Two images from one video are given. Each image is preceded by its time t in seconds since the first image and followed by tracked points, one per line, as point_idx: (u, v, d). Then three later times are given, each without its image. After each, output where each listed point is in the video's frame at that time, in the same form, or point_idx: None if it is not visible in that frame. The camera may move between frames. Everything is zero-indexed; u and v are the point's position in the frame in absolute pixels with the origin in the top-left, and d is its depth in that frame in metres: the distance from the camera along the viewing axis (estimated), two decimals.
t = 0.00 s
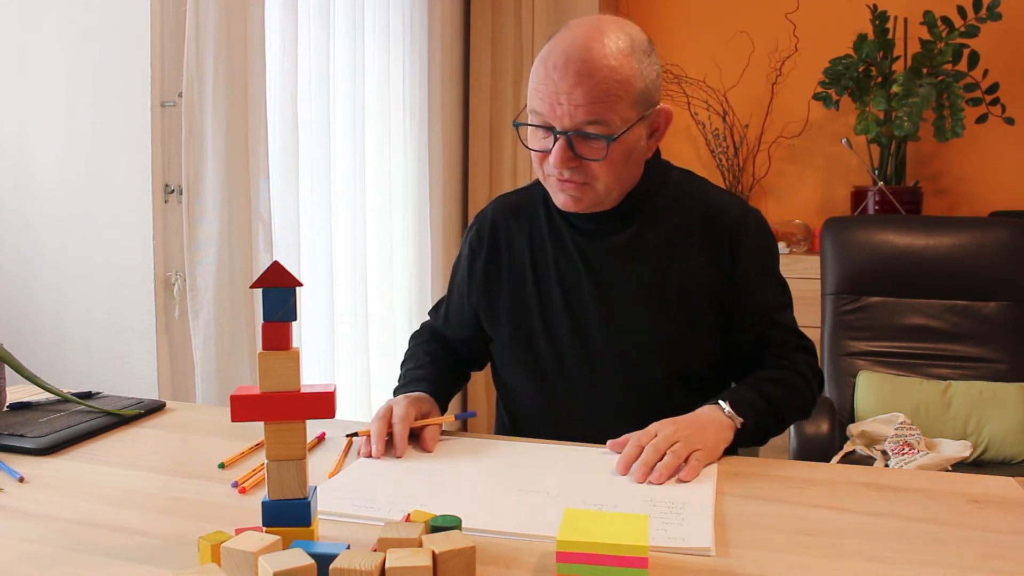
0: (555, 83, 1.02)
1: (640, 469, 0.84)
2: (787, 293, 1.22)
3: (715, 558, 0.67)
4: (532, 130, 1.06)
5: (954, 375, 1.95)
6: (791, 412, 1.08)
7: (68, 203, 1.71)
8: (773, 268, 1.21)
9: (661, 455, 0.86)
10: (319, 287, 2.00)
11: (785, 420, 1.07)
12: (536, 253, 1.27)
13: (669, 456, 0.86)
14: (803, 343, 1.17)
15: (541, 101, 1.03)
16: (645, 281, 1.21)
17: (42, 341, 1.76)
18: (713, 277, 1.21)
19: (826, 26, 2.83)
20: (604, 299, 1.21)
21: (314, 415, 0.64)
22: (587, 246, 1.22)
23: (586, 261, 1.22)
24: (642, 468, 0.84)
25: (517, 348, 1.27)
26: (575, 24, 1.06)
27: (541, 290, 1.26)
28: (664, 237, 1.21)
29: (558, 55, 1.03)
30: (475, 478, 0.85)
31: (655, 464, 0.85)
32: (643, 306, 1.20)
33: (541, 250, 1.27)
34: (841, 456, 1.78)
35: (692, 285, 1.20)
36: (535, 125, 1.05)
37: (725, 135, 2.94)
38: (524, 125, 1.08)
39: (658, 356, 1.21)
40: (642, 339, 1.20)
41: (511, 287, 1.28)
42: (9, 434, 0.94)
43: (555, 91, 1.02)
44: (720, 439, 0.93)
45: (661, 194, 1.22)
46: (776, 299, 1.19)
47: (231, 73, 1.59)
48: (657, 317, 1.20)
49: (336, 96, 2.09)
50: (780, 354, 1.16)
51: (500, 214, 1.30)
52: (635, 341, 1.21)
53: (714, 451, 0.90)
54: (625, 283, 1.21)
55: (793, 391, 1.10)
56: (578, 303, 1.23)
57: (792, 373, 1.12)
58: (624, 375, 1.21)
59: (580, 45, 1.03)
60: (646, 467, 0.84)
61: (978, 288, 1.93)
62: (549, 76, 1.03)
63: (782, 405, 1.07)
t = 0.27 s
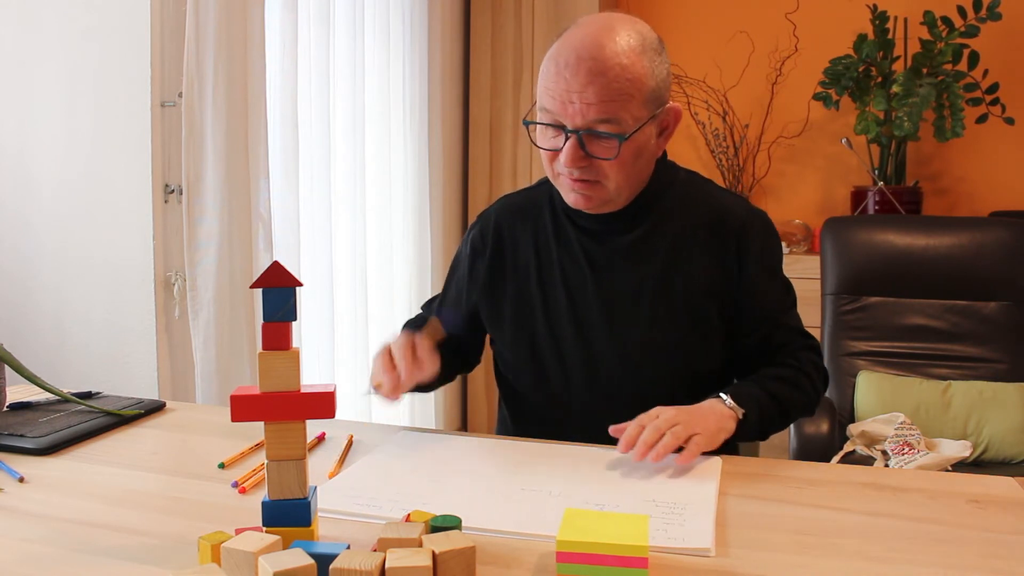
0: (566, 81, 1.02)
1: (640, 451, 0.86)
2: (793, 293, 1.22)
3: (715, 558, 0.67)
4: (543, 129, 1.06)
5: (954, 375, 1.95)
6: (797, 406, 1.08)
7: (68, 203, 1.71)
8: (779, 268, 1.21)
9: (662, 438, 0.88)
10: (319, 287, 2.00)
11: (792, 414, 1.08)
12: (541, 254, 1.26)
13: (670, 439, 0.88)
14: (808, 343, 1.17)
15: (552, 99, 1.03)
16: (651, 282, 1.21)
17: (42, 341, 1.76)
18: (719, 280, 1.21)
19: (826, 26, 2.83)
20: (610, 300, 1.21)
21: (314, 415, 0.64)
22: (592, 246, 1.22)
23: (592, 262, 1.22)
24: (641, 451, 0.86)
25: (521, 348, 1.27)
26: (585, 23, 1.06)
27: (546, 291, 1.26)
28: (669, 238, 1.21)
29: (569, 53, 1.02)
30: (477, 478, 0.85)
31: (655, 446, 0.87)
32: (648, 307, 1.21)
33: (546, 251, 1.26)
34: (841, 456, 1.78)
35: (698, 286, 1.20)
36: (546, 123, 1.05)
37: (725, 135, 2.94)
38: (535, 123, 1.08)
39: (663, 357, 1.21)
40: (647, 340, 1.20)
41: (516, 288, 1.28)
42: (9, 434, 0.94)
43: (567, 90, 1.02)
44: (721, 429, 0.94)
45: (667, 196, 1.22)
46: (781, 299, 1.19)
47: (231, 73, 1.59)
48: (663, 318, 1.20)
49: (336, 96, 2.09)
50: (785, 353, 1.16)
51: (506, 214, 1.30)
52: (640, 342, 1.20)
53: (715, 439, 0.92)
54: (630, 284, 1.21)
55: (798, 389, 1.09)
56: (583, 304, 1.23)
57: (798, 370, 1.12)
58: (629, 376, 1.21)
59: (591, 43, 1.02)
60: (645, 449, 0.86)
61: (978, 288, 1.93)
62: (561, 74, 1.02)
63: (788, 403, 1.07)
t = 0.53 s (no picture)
0: (571, 80, 1.01)
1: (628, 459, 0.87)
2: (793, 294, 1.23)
3: (715, 559, 0.67)
4: (546, 127, 1.06)
5: (954, 375, 1.95)
6: (791, 413, 1.11)
7: (68, 203, 1.71)
8: (779, 270, 1.22)
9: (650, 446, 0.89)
10: (319, 287, 2.00)
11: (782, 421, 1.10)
12: (543, 254, 1.26)
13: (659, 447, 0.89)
14: (807, 345, 1.18)
15: (557, 97, 1.03)
16: (654, 282, 1.21)
17: (42, 341, 1.76)
18: (721, 282, 1.22)
19: (826, 26, 2.83)
20: (612, 301, 1.21)
21: (314, 415, 0.64)
22: (595, 246, 1.22)
23: (594, 262, 1.22)
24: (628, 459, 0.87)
25: (523, 348, 1.26)
26: (589, 21, 1.06)
27: (548, 291, 1.26)
28: (672, 239, 1.21)
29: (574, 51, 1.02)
30: (477, 478, 0.85)
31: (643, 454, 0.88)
32: (650, 309, 1.21)
33: (548, 251, 1.26)
34: (841, 456, 1.78)
35: (699, 287, 1.21)
36: (550, 122, 1.04)
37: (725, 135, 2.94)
38: (538, 121, 1.07)
39: (665, 359, 1.21)
40: (649, 340, 1.21)
41: (518, 288, 1.27)
42: (9, 434, 0.94)
43: (572, 88, 1.01)
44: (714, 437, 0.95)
45: (669, 197, 1.22)
46: (782, 300, 1.20)
47: (231, 73, 1.59)
48: (665, 318, 1.21)
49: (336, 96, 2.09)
50: (785, 356, 1.17)
51: (507, 213, 1.29)
52: (643, 342, 1.21)
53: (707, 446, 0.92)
54: (633, 284, 1.21)
55: (794, 394, 1.12)
56: (586, 304, 1.23)
57: (794, 375, 1.14)
58: (630, 376, 1.21)
59: (596, 42, 1.02)
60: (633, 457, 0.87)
61: (978, 288, 1.93)
62: (566, 73, 1.02)
63: (781, 407, 1.10)
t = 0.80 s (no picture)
0: (568, 86, 1.01)
1: (629, 460, 0.87)
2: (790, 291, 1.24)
3: (715, 558, 0.67)
4: (542, 134, 1.05)
5: (954, 375, 1.95)
6: (793, 410, 1.11)
7: (68, 204, 1.71)
8: (777, 268, 1.23)
9: (651, 446, 0.89)
10: (318, 287, 2.00)
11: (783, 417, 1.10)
12: (540, 257, 1.25)
13: (660, 448, 0.88)
14: (805, 342, 1.19)
15: (553, 104, 1.02)
16: (653, 284, 1.21)
17: (42, 341, 1.76)
18: (719, 281, 1.22)
19: (826, 26, 2.83)
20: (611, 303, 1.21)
21: (314, 415, 0.64)
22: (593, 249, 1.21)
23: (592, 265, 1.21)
24: (629, 460, 0.87)
25: (522, 351, 1.25)
26: (583, 26, 1.05)
27: (546, 294, 1.25)
28: (670, 240, 1.21)
29: (570, 57, 1.01)
30: (477, 478, 0.85)
31: (644, 455, 0.87)
32: (650, 310, 1.21)
33: (545, 254, 1.25)
34: (841, 456, 1.78)
35: (697, 287, 1.21)
36: (546, 129, 1.04)
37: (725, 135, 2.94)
38: (533, 128, 1.07)
39: (665, 360, 1.21)
40: (649, 342, 1.20)
41: (515, 292, 1.26)
42: (9, 434, 0.94)
43: (568, 95, 1.01)
44: (715, 440, 0.95)
45: (666, 198, 1.22)
46: (781, 298, 1.21)
47: (231, 73, 1.59)
48: (665, 320, 1.21)
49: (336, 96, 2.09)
50: (786, 355, 1.18)
51: (502, 215, 1.28)
52: (642, 344, 1.21)
53: (708, 447, 0.92)
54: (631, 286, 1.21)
55: (795, 392, 1.12)
56: (584, 307, 1.22)
57: (793, 373, 1.15)
58: (631, 378, 1.21)
59: (591, 47, 1.02)
60: (634, 458, 0.87)
61: (977, 288, 1.93)
62: (562, 79, 1.01)
63: (782, 406, 1.10)
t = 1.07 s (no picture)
0: (572, 91, 1.00)
1: (630, 460, 0.87)
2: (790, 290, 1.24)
3: (715, 559, 0.67)
4: (544, 137, 1.05)
5: (954, 375, 1.95)
6: (793, 409, 1.12)
7: (69, 204, 1.71)
8: (777, 268, 1.23)
9: (651, 446, 0.89)
10: (318, 286, 2.00)
11: (783, 417, 1.10)
12: (538, 258, 1.25)
13: (661, 448, 0.88)
14: (804, 343, 1.19)
15: (557, 108, 1.02)
16: (651, 284, 1.21)
17: (42, 341, 1.76)
18: (718, 281, 1.22)
19: (826, 26, 2.83)
20: (609, 304, 1.21)
21: (315, 415, 0.64)
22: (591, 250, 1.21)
23: (591, 266, 1.21)
24: (630, 461, 0.87)
25: (521, 353, 1.25)
26: (588, 29, 1.05)
27: (544, 295, 1.25)
28: (669, 241, 1.21)
29: (576, 61, 1.01)
30: (477, 478, 0.84)
31: (645, 455, 0.87)
32: (649, 311, 1.21)
33: (543, 255, 1.25)
34: (841, 456, 1.78)
35: (696, 288, 1.21)
36: (548, 133, 1.03)
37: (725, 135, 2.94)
38: (535, 130, 1.07)
39: (664, 360, 1.21)
40: (648, 343, 1.21)
41: (513, 293, 1.25)
42: (9, 434, 0.94)
43: (572, 100, 1.00)
44: (715, 440, 0.95)
45: (665, 199, 1.21)
46: (780, 298, 1.21)
47: (231, 73, 1.59)
48: (664, 320, 1.21)
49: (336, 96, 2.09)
50: (785, 355, 1.18)
51: (500, 214, 1.27)
52: (641, 345, 1.20)
53: (708, 447, 0.92)
54: (630, 287, 1.21)
55: (794, 392, 1.13)
56: (583, 308, 1.22)
57: (793, 373, 1.15)
58: (630, 379, 1.21)
59: (597, 52, 1.01)
60: (634, 458, 0.87)
61: (977, 287, 1.93)
62: (567, 84, 1.01)
63: (782, 406, 1.10)
